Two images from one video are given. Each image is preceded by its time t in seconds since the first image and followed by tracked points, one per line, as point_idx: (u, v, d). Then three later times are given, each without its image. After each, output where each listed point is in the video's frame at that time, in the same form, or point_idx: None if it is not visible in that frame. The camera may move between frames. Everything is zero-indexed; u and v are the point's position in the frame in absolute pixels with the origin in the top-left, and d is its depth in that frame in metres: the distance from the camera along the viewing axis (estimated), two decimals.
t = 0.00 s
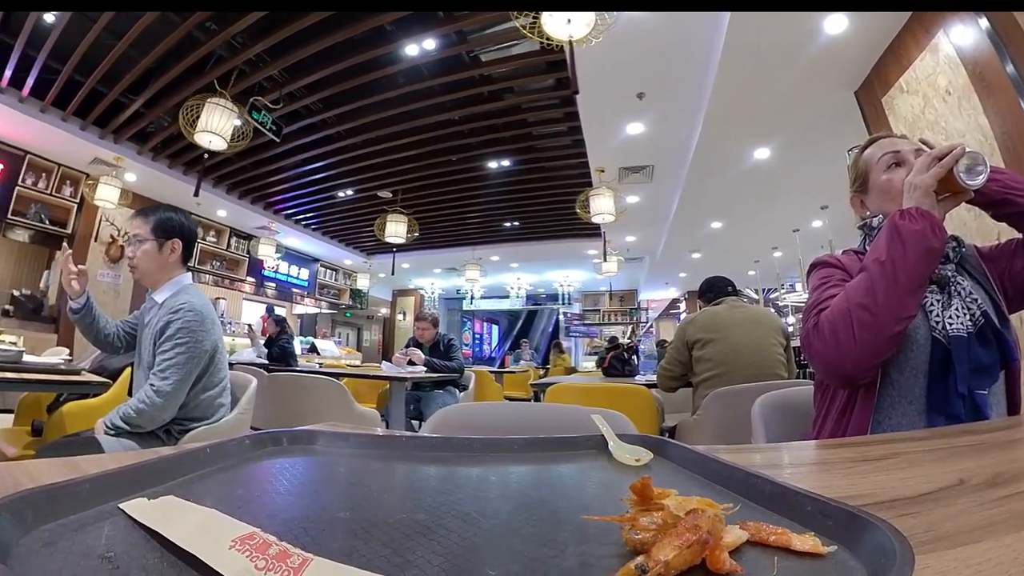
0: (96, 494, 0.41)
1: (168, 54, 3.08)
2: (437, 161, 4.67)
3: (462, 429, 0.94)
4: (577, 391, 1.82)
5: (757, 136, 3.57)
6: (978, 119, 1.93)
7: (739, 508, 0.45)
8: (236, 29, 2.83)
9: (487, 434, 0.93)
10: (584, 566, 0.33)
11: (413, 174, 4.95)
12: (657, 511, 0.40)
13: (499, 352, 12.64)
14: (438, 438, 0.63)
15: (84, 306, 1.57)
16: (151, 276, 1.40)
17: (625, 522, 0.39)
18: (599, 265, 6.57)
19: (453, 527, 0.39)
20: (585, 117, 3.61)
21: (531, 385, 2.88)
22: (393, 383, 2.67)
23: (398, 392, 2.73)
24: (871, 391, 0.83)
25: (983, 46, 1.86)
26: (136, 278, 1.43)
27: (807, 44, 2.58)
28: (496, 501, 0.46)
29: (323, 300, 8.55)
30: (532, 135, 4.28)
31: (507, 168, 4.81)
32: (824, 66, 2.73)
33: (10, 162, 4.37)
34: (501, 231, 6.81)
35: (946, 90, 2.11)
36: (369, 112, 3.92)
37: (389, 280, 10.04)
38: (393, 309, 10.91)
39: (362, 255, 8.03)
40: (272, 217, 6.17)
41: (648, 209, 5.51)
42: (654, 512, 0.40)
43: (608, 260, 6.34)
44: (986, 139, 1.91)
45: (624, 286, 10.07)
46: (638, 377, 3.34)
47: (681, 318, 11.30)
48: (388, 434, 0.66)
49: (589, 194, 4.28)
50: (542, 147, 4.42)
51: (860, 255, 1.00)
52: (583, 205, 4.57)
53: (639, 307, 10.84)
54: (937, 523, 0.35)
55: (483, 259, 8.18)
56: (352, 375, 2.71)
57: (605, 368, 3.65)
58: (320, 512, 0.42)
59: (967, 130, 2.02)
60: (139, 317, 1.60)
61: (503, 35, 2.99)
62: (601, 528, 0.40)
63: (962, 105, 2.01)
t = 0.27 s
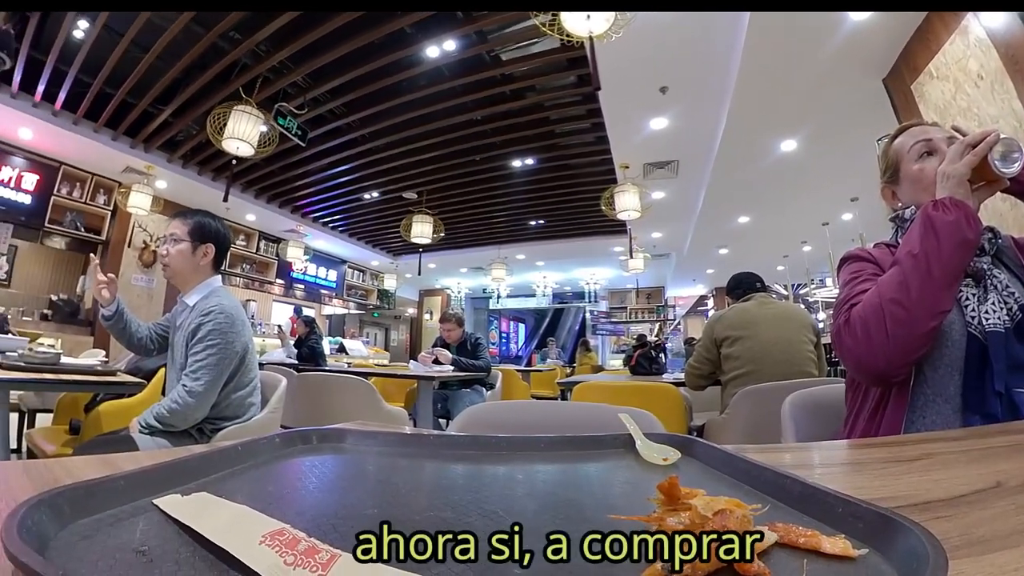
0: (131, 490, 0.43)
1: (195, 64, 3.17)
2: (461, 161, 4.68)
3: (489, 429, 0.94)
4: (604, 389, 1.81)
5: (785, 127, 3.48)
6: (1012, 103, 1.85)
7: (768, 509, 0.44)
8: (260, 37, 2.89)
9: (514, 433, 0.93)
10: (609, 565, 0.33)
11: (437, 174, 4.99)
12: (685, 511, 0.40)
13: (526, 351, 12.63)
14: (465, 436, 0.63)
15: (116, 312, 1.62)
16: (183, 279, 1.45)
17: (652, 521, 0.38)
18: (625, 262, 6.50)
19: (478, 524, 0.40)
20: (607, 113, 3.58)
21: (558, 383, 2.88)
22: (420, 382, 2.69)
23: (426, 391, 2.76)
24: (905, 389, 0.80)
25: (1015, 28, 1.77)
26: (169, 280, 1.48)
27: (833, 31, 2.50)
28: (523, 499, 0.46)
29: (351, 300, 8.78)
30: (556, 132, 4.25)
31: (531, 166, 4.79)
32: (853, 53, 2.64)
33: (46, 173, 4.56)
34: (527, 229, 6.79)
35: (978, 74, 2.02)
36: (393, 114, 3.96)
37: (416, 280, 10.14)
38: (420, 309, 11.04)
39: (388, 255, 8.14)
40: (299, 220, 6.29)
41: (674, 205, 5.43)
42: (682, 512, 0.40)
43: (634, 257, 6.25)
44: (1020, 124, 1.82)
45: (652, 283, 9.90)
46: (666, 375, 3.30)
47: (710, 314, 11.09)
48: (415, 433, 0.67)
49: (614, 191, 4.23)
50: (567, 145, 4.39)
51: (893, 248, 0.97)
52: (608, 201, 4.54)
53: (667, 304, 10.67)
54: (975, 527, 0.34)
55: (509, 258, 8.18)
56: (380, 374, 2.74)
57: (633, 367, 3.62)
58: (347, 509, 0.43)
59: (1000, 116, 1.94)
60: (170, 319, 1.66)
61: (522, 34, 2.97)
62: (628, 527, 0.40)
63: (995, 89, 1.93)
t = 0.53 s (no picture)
0: (165, 486, 0.44)
1: (221, 73, 3.25)
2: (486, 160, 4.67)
3: (515, 427, 0.95)
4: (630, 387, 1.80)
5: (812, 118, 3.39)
6: None
7: (798, 510, 0.43)
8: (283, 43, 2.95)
9: (541, 431, 0.94)
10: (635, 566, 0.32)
11: (462, 174, 5.01)
12: (712, 511, 0.39)
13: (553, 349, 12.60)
14: (490, 435, 0.64)
15: (150, 313, 1.68)
16: (213, 281, 1.49)
17: (681, 522, 0.38)
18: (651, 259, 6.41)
19: (502, 523, 0.40)
20: (630, 108, 3.54)
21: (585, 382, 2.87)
22: (448, 381, 2.71)
23: (453, 390, 2.77)
24: (940, 387, 0.77)
25: None
26: (199, 282, 1.52)
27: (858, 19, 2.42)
28: (548, 498, 0.46)
29: (378, 301, 8.91)
30: (580, 129, 4.21)
31: (555, 164, 4.76)
32: (881, 38, 2.56)
33: (80, 182, 4.71)
34: (553, 227, 6.72)
35: (1010, 57, 1.93)
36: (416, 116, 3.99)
37: (442, 280, 10.21)
38: (447, 308, 11.13)
39: (415, 256, 8.22)
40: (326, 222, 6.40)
41: (700, 200, 5.33)
42: (710, 513, 0.39)
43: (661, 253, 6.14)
44: None
45: (678, 280, 9.73)
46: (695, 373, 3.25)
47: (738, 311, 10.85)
48: (442, 431, 0.68)
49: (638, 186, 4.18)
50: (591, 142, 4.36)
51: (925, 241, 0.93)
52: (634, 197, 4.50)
53: (694, 301, 10.49)
54: (1015, 532, 0.32)
55: (535, 257, 8.10)
56: (408, 373, 2.77)
57: (660, 364, 3.59)
58: (373, 506, 0.44)
59: None
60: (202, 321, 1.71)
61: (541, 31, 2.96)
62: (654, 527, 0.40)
63: None
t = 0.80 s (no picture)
0: (197, 483, 0.46)
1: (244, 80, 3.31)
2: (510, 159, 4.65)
3: (540, 425, 0.94)
4: (659, 386, 1.80)
5: (840, 108, 3.30)
6: None
7: (828, 512, 0.42)
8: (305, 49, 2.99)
9: (568, 429, 0.93)
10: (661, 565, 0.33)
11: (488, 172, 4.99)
12: (741, 513, 0.40)
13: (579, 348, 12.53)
14: (518, 434, 0.64)
15: (182, 318, 1.73)
16: (242, 283, 1.53)
17: (708, 522, 0.39)
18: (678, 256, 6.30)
19: (530, 522, 0.40)
20: (654, 102, 3.49)
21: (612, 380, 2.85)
22: (475, 380, 2.71)
23: (480, 389, 2.79)
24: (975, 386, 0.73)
25: None
26: (230, 285, 1.56)
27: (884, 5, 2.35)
28: (575, 497, 0.46)
29: (405, 301, 8.98)
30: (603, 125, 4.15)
31: (579, 161, 4.70)
32: (910, 23, 2.47)
33: (112, 190, 4.91)
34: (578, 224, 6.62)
35: None
36: (439, 116, 3.99)
37: (468, 279, 10.22)
38: (473, 308, 11.16)
39: (441, 255, 8.27)
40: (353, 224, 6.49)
41: (726, 194, 5.24)
42: (738, 514, 0.40)
43: (688, 250, 6.03)
44: None
45: (706, 276, 9.54)
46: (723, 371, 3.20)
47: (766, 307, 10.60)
48: (468, 430, 0.68)
49: (664, 182, 4.12)
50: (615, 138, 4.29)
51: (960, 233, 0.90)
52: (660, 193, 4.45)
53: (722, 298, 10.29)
54: None
55: (561, 255, 8.01)
56: (435, 372, 2.80)
57: (688, 363, 3.57)
58: (401, 504, 0.44)
59: None
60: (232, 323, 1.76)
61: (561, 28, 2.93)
62: (683, 527, 0.40)
63: None
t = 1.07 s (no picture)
0: (229, 479, 0.47)
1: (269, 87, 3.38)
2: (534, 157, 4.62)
3: (567, 424, 0.97)
4: (687, 386, 1.78)
5: (869, 96, 3.20)
6: None
7: (859, 514, 0.41)
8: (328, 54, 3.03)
9: (594, 428, 0.97)
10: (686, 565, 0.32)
11: (513, 170, 4.96)
12: (771, 514, 0.39)
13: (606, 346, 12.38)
14: (545, 433, 0.64)
15: (213, 318, 1.76)
16: (272, 285, 1.57)
17: (736, 523, 0.38)
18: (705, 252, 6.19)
19: (557, 522, 0.40)
20: (678, 96, 3.45)
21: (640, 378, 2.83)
22: (502, 378, 2.71)
23: (507, 388, 2.79)
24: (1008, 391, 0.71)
25: None
26: (260, 287, 1.60)
27: None
28: (601, 497, 0.47)
29: (431, 300, 9.02)
30: (626, 121, 4.09)
31: (603, 158, 4.64)
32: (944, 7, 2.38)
33: (145, 198, 5.07)
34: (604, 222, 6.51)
35: None
36: (462, 116, 3.98)
37: (494, 279, 10.21)
38: (499, 307, 11.12)
39: (467, 254, 8.29)
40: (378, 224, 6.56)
41: (753, 187, 5.13)
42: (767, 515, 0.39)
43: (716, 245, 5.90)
44: None
45: (735, 273, 9.31)
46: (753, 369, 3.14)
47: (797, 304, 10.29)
48: (495, 428, 0.69)
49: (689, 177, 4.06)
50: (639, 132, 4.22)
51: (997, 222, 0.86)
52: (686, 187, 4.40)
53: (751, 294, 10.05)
54: None
55: (587, 253, 7.90)
56: (462, 371, 2.81)
57: (717, 361, 3.52)
58: (427, 501, 0.45)
59: None
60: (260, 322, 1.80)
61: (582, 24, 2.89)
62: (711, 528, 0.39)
63: None
